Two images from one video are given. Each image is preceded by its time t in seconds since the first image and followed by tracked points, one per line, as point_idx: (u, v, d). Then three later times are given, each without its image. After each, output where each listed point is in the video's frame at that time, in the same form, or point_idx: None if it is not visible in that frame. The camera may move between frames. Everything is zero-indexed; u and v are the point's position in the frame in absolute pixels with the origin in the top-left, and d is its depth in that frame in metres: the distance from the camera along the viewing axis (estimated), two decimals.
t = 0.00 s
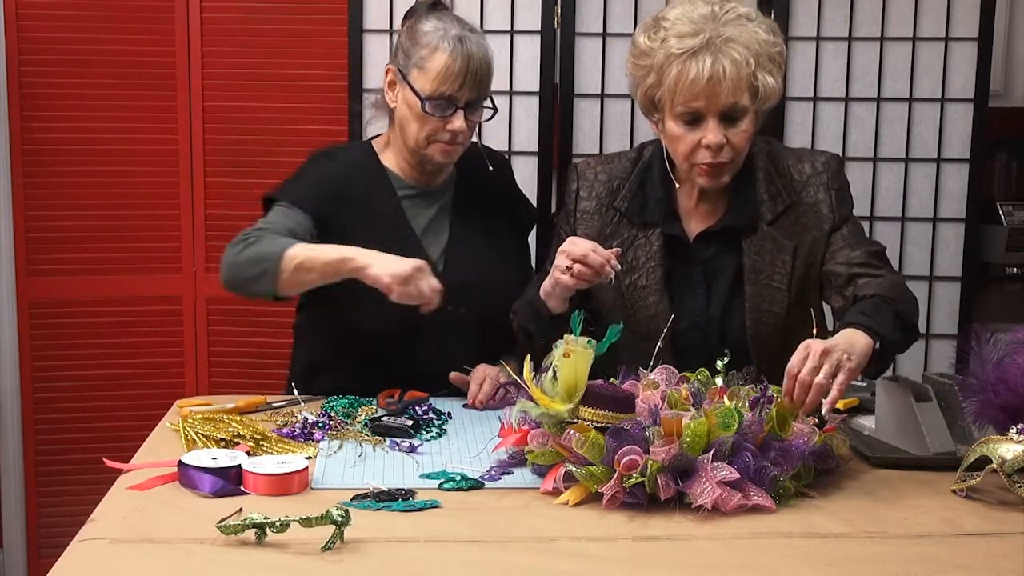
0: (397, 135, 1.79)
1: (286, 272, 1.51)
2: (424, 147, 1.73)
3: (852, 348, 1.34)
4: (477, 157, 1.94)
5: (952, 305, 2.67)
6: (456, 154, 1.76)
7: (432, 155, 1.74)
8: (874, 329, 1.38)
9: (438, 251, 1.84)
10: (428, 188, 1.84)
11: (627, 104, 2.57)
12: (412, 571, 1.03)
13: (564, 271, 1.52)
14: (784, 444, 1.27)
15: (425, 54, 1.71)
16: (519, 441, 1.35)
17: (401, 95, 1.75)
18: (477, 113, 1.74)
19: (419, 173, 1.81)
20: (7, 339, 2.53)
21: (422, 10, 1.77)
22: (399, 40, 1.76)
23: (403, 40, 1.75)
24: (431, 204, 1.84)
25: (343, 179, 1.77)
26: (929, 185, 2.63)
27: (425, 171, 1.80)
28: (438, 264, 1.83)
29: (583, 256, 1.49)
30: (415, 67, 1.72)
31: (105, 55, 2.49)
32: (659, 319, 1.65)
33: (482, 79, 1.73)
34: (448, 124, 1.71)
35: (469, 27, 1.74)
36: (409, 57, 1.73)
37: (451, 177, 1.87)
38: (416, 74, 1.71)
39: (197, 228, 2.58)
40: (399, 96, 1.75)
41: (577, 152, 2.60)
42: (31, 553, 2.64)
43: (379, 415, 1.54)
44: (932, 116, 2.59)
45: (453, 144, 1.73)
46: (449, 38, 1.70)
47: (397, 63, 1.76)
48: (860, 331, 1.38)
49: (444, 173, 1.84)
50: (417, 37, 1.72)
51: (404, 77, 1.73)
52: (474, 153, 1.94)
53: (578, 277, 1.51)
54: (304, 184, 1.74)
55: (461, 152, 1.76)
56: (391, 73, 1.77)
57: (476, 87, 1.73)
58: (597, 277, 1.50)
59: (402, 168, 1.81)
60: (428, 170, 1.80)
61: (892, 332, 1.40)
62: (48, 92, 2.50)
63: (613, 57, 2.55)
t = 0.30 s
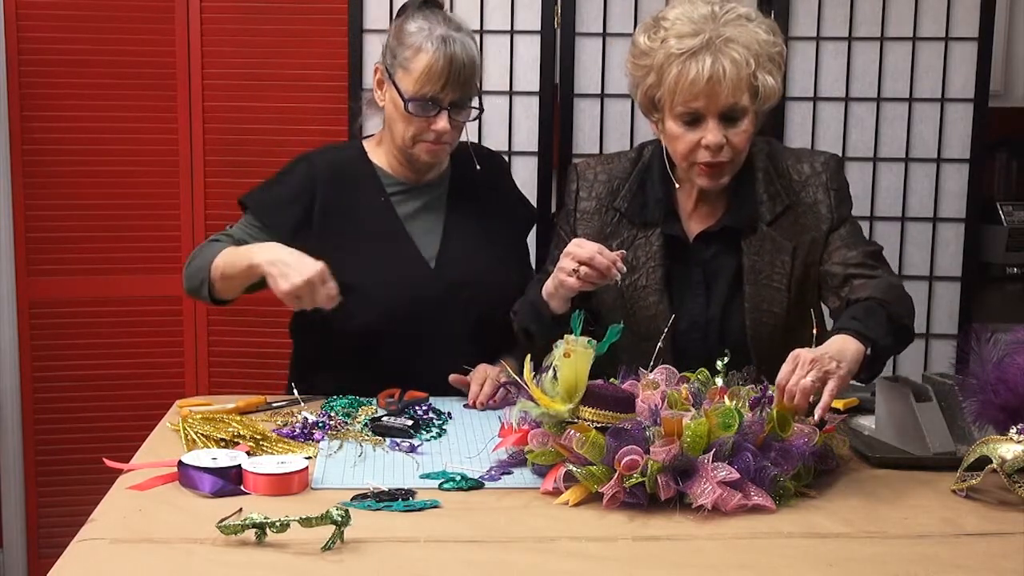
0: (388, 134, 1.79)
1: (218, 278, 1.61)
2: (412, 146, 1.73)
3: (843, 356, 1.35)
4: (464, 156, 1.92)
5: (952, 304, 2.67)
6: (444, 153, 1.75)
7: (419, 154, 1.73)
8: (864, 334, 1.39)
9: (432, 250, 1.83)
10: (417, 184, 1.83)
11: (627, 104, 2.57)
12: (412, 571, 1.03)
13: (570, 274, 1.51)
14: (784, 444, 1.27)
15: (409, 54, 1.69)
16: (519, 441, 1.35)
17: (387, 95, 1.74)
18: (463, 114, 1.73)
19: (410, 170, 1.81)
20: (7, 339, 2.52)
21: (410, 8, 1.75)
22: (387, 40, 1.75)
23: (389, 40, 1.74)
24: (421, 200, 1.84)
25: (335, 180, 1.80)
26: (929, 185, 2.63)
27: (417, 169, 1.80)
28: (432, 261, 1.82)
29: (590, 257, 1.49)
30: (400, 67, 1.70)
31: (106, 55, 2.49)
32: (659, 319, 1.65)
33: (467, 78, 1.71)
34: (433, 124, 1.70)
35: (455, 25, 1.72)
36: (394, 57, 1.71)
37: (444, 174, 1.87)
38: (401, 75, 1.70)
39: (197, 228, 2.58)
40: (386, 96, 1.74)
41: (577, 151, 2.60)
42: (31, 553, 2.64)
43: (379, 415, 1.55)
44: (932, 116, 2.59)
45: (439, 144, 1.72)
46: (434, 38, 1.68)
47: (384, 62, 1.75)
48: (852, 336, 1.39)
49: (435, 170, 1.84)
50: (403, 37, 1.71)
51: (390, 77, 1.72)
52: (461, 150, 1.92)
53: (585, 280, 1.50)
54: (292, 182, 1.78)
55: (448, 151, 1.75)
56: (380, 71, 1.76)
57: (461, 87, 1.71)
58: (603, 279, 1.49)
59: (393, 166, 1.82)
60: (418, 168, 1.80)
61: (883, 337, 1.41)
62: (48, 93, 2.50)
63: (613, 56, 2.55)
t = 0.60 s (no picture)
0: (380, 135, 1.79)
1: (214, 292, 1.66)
2: (404, 146, 1.73)
3: (864, 341, 1.37)
4: (457, 151, 1.91)
5: (952, 305, 2.67)
6: (437, 151, 1.75)
7: (412, 153, 1.73)
8: (880, 324, 1.40)
9: (427, 249, 1.83)
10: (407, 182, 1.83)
11: (627, 104, 2.57)
12: (412, 571, 1.03)
13: (569, 268, 1.51)
14: (784, 444, 1.27)
15: (394, 55, 1.69)
16: (519, 440, 1.35)
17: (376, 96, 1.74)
18: (455, 111, 1.72)
19: (403, 169, 1.81)
20: (7, 339, 2.52)
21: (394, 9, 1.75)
22: (374, 42, 1.75)
23: (376, 42, 1.74)
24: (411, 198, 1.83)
25: (332, 181, 1.81)
26: (929, 185, 2.63)
27: (411, 167, 1.80)
28: (425, 260, 1.81)
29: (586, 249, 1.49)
30: (387, 68, 1.70)
31: (106, 55, 2.49)
32: (659, 318, 1.65)
33: (455, 75, 1.71)
34: (423, 124, 1.70)
35: (440, 24, 1.72)
36: (382, 58, 1.72)
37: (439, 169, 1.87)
38: (388, 77, 1.70)
39: (197, 228, 2.58)
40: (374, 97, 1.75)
41: (577, 151, 2.60)
42: (31, 553, 2.64)
43: (379, 415, 1.54)
44: (932, 116, 2.59)
45: (431, 143, 1.72)
46: (420, 37, 1.68)
47: (372, 64, 1.75)
48: (869, 326, 1.40)
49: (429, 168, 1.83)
50: (389, 38, 1.71)
51: (377, 78, 1.73)
52: (453, 147, 1.92)
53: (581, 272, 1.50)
54: (289, 183, 1.81)
55: (441, 149, 1.75)
56: (368, 73, 1.77)
57: (449, 85, 1.70)
58: (601, 273, 1.49)
59: (386, 166, 1.82)
60: (411, 167, 1.80)
61: (898, 327, 1.41)
62: (48, 93, 2.50)
63: (613, 57, 2.55)
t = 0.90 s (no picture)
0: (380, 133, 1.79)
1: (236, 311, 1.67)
2: (403, 143, 1.73)
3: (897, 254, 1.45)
4: (456, 151, 1.92)
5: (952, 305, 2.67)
6: (437, 149, 1.74)
7: (411, 151, 1.73)
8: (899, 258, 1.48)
9: (427, 249, 1.83)
10: (412, 181, 1.83)
11: (627, 104, 2.57)
12: (412, 571, 1.03)
13: (592, 247, 1.50)
14: (784, 444, 1.27)
15: (392, 52, 1.70)
16: (519, 441, 1.35)
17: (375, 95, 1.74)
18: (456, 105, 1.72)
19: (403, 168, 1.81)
20: (7, 339, 2.52)
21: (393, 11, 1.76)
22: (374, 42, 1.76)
23: (375, 41, 1.75)
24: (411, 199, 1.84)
25: (334, 181, 1.81)
26: (929, 185, 2.63)
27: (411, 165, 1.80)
28: (426, 261, 1.81)
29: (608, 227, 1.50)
30: (385, 66, 1.71)
31: (106, 55, 2.49)
32: (664, 304, 1.64)
33: (455, 73, 1.71)
34: (422, 120, 1.69)
35: (439, 23, 1.73)
36: (380, 56, 1.72)
37: (439, 167, 1.87)
38: (387, 74, 1.70)
39: (197, 228, 2.58)
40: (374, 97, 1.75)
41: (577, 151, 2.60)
42: (31, 553, 2.63)
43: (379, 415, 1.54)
44: (932, 116, 2.59)
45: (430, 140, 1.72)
46: (417, 34, 1.68)
47: (371, 64, 1.76)
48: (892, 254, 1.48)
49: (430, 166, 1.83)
50: (388, 36, 1.71)
51: (376, 77, 1.73)
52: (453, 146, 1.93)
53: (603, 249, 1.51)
54: (291, 185, 1.80)
55: (441, 146, 1.74)
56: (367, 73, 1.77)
57: (448, 82, 1.70)
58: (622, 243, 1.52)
59: (387, 166, 1.82)
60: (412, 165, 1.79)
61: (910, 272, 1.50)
62: (48, 93, 2.50)
63: (613, 57, 2.55)
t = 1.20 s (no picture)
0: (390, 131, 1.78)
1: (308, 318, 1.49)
2: (417, 144, 1.72)
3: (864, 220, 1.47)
4: (469, 153, 1.92)
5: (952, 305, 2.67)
6: (450, 150, 1.74)
7: (425, 151, 1.73)
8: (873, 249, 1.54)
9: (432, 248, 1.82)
10: (423, 184, 1.83)
11: (627, 104, 2.57)
12: (412, 571, 1.03)
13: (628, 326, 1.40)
14: (784, 444, 1.27)
15: (415, 52, 1.69)
16: (519, 441, 1.35)
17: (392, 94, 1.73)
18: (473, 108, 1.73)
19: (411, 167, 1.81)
20: (7, 339, 2.52)
21: (413, 10, 1.75)
22: (391, 39, 1.74)
23: (394, 39, 1.73)
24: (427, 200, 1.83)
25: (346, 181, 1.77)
26: (929, 185, 2.63)
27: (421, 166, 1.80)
28: (432, 261, 1.81)
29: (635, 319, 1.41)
30: (407, 65, 1.69)
31: (106, 55, 2.49)
32: (665, 288, 1.64)
33: (476, 76, 1.71)
34: (441, 120, 1.69)
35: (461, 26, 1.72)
36: (401, 55, 1.71)
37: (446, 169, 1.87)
38: (408, 73, 1.69)
39: (197, 228, 2.58)
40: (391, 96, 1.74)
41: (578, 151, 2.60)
42: (31, 553, 2.63)
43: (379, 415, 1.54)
44: (932, 116, 2.59)
45: (446, 141, 1.72)
46: (441, 35, 1.68)
47: (388, 62, 1.74)
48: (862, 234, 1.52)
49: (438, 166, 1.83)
50: (409, 36, 1.70)
51: (395, 75, 1.72)
52: (467, 148, 1.93)
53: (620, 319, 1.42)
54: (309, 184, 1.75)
55: (454, 148, 1.74)
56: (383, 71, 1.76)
57: (469, 85, 1.71)
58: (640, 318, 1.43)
59: (395, 166, 1.81)
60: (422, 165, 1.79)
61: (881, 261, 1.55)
62: (48, 93, 2.50)
63: (613, 57, 2.55)
